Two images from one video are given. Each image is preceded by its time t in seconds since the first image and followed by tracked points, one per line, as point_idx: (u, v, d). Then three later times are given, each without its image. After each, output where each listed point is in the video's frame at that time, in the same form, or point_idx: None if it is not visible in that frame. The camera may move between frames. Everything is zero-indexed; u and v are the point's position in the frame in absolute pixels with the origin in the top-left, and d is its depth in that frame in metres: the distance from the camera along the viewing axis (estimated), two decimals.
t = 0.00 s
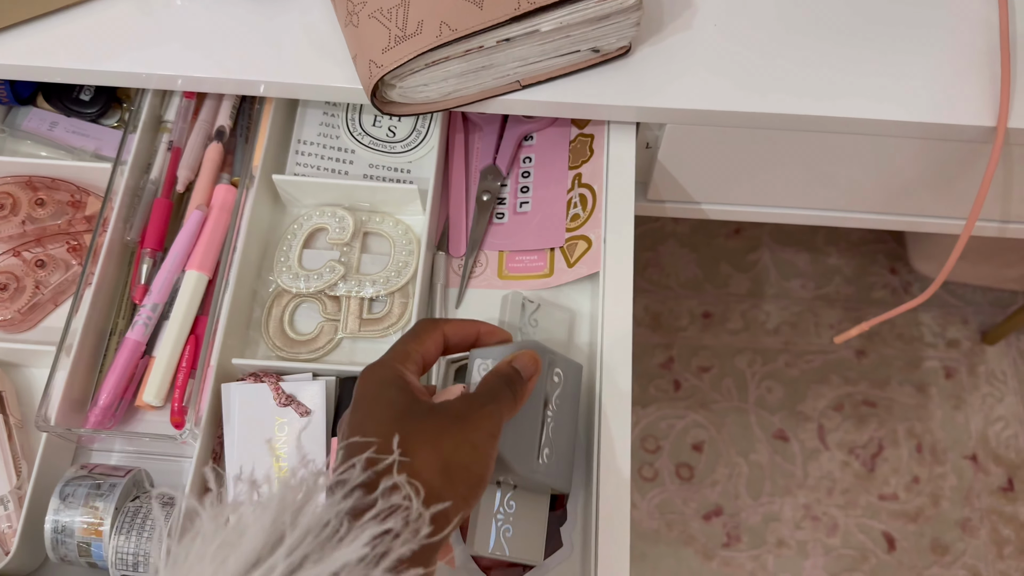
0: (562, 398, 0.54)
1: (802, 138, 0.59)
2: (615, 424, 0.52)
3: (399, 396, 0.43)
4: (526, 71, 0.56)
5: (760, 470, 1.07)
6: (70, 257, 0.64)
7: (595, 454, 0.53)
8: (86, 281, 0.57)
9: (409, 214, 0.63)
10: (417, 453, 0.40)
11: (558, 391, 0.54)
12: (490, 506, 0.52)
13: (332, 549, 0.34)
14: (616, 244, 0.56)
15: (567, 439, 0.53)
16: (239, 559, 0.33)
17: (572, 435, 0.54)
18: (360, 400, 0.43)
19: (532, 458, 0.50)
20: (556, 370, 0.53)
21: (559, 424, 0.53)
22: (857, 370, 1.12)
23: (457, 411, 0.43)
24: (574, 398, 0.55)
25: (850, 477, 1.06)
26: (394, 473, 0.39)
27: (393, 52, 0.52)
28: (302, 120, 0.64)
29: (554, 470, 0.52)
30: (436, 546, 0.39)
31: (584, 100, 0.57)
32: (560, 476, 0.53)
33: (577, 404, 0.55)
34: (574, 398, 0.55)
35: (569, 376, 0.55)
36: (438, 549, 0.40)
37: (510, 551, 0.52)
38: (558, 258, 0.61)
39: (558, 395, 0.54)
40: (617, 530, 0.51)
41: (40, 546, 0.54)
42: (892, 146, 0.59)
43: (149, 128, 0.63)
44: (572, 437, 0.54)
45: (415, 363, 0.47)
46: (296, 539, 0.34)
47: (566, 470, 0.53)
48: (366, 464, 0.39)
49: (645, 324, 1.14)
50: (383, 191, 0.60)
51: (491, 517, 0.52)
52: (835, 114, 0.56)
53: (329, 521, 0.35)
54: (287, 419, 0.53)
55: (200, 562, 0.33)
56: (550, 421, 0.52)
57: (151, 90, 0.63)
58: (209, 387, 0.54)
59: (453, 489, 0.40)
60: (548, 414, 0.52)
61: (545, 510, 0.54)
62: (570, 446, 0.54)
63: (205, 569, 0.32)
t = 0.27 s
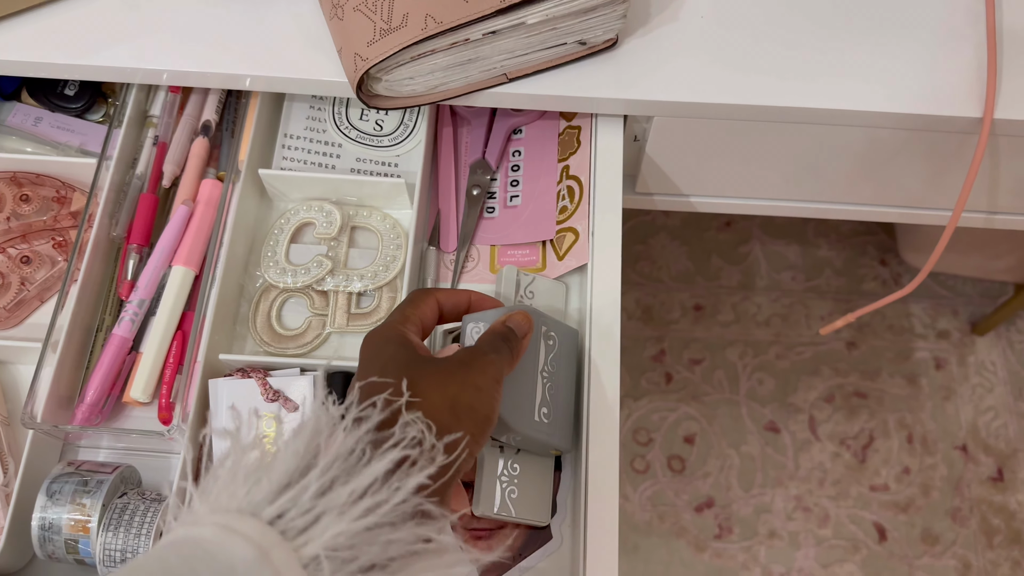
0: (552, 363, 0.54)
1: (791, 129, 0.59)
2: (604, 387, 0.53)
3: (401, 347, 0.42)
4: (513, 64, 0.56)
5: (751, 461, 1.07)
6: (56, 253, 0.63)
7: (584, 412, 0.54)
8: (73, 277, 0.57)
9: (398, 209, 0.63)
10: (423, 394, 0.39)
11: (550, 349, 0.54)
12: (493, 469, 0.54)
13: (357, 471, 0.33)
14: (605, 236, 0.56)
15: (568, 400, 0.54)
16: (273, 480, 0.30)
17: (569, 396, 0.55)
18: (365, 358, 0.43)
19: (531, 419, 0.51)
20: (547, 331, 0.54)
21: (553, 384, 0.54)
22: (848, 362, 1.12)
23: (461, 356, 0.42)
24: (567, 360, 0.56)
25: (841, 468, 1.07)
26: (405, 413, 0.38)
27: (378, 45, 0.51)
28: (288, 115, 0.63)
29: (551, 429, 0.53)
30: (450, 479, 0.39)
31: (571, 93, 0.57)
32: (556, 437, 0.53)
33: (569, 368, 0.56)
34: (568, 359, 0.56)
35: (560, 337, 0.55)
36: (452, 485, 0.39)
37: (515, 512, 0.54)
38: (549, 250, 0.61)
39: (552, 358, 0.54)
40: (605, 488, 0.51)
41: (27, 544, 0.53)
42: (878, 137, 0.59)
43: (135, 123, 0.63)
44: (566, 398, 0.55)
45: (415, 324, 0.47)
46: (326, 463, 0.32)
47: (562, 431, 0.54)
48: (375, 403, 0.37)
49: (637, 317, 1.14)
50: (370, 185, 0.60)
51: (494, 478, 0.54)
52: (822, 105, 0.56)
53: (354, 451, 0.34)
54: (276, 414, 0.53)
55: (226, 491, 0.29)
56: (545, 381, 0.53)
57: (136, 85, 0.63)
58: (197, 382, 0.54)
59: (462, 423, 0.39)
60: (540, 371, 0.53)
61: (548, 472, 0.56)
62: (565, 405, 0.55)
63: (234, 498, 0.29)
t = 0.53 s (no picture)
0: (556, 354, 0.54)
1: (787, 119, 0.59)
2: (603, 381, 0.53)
3: (415, 363, 0.41)
4: (509, 53, 0.56)
5: (747, 454, 1.07)
6: (50, 245, 0.63)
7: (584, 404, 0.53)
8: (66, 270, 0.56)
9: (395, 200, 0.63)
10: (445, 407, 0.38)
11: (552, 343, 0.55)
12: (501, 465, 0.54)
13: (381, 497, 0.32)
14: (604, 227, 0.56)
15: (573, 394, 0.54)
16: (296, 504, 0.30)
17: (573, 389, 0.55)
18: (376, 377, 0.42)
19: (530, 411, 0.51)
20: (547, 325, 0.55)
21: (555, 376, 0.54)
22: (843, 354, 1.12)
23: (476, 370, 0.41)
24: (570, 353, 0.56)
25: (836, 460, 1.07)
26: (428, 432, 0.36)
27: (374, 34, 0.51)
28: (283, 105, 0.63)
29: (555, 420, 0.53)
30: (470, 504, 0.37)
31: (568, 83, 0.56)
32: (559, 429, 0.53)
33: (574, 361, 0.55)
34: (571, 352, 0.56)
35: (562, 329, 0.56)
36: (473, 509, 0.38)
37: (524, 506, 0.54)
38: (547, 241, 0.60)
39: (554, 350, 0.54)
40: (605, 481, 0.51)
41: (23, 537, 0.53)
42: (875, 127, 0.59)
43: (128, 114, 0.62)
44: (569, 390, 0.55)
45: (426, 332, 0.46)
46: (348, 489, 0.31)
47: (567, 423, 0.54)
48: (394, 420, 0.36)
49: (633, 310, 1.14)
50: (365, 176, 0.60)
51: (502, 473, 0.54)
52: (819, 95, 0.55)
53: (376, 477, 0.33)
54: (271, 407, 0.53)
55: (250, 513, 0.29)
56: (547, 373, 0.53)
57: (129, 75, 0.62)
58: (192, 375, 0.53)
59: (483, 447, 0.37)
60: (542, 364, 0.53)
61: (556, 466, 0.55)
62: (570, 398, 0.54)
63: (257, 519, 0.29)
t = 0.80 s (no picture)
0: (540, 344, 0.54)
1: (784, 105, 0.59)
2: (599, 362, 0.53)
3: (387, 393, 0.39)
4: (507, 38, 0.55)
5: (743, 444, 1.08)
6: (46, 231, 0.63)
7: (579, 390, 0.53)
8: (63, 256, 0.56)
9: (391, 186, 0.63)
10: (413, 458, 0.37)
11: (534, 334, 0.55)
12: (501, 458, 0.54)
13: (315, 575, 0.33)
14: (602, 213, 0.56)
15: (567, 381, 0.54)
16: None
17: (566, 377, 0.54)
18: (340, 382, 0.40)
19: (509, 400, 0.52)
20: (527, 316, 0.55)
21: (542, 365, 0.54)
22: (839, 345, 1.13)
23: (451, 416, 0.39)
24: (560, 342, 0.55)
25: (832, 450, 1.08)
26: (393, 501, 0.36)
27: (370, 17, 0.51)
28: (279, 91, 0.63)
29: (542, 408, 0.53)
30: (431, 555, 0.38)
31: (565, 67, 0.56)
32: (553, 416, 0.53)
33: (564, 349, 0.55)
34: (561, 340, 0.55)
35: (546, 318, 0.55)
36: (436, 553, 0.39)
37: (527, 498, 0.54)
38: (545, 227, 0.60)
39: (537, 340, 0.55)
40: (604, 465, 0.50)
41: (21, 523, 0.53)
42: (872, 113, 0.59)
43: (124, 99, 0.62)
44: (561, 377, 0.54)
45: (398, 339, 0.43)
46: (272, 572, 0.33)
47: (561, 410, 0.53)
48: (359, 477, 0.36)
49: (629, 301, 1.14)
50: (362, 161, 0.60)
51: (504, 466, 0.55)
52: (817, 80, 0.55)
53: (309, 547, 0.34)
54: (269, 392, 0.53)
55: None
56: (525, 364, 0.53)
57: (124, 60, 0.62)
58: (190, 360, 0.53)
59: (454, 511, 0.38)
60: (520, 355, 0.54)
61: (554, 452, 0.55)
62: (563, 385, 0.54)
63: None
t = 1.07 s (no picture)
0: (551, 331, 0.54)
1: (792, 91, 0.58)
2: (609, 349, 0.52)
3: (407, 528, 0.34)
4: (517, 21, 0.55)
5: (746, 436, 1.08)
6: (52, 217, 0.62)
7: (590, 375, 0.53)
8: (70, 241, 0.56)
9: (400, 172, 0.62)
10: None
11: (545, 319, 0.54)
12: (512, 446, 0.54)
13: None
14: (611, 199, 0.55)
15: (578, 368, 0.53)
16: None
17: (577, 364, 0.54)
18: (419, 509, 0.36)
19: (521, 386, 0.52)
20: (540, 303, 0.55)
21: (554, 352, 0.54)
22: (842, 337, 1.12)
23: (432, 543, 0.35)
24: (570, 329, 0.55)
25: (835, 443, 1.08)
26: None
27: None
28: (287, 76, 0.62)
29: (553, 394, 0.52)
30: None
31: (575, 52, 0.56)
32: (564, 403, 0.52)
33: (575, 337, 0.55)
34: (572, 328, 0.55)
35: (559, 304, 0.55)
36: None
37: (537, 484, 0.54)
38: (554, 214, 0.60)
39: (549, 326, 0.54)
40: (615, 452, 0.50)
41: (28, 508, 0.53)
42: (881, 99, 0.59)
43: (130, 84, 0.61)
44: (572, 364, 0.54)
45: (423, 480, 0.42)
46: None
47: (572, 398, 0.53)
48: None
49: (632, 293, 1.14)
50: (371, 147, 0.59)
51: (514, 452, 0.55)
52: (826, 66, 0.55)
53: None
54: (279, 377, 0.53)
55: None
56: (537, 349, 0.53)
57: (131, 45, 0.61)
58: (198, 346, 0.53)
59: None
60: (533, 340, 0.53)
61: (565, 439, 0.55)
62: (574, 373, 0.54)
63: None
